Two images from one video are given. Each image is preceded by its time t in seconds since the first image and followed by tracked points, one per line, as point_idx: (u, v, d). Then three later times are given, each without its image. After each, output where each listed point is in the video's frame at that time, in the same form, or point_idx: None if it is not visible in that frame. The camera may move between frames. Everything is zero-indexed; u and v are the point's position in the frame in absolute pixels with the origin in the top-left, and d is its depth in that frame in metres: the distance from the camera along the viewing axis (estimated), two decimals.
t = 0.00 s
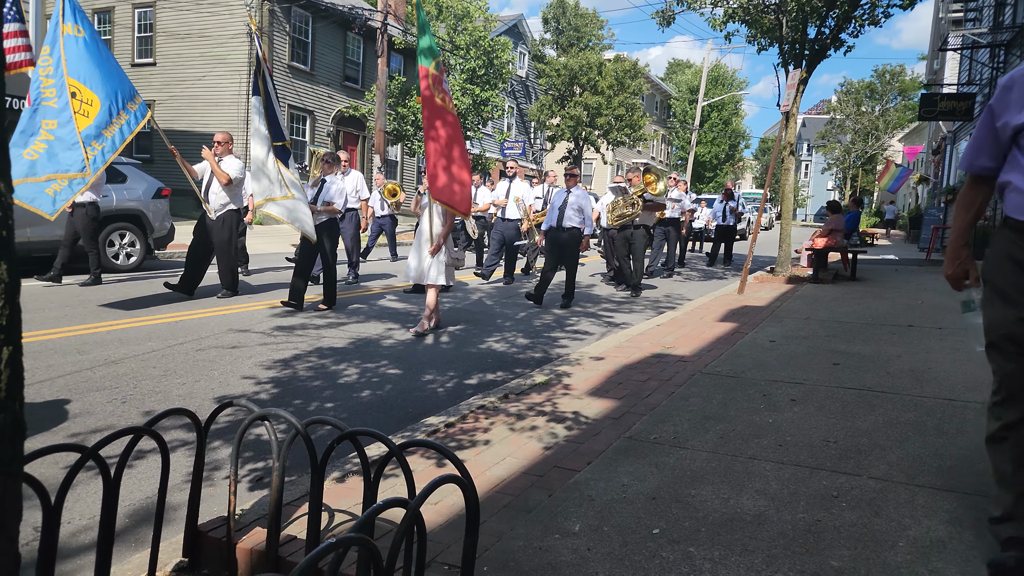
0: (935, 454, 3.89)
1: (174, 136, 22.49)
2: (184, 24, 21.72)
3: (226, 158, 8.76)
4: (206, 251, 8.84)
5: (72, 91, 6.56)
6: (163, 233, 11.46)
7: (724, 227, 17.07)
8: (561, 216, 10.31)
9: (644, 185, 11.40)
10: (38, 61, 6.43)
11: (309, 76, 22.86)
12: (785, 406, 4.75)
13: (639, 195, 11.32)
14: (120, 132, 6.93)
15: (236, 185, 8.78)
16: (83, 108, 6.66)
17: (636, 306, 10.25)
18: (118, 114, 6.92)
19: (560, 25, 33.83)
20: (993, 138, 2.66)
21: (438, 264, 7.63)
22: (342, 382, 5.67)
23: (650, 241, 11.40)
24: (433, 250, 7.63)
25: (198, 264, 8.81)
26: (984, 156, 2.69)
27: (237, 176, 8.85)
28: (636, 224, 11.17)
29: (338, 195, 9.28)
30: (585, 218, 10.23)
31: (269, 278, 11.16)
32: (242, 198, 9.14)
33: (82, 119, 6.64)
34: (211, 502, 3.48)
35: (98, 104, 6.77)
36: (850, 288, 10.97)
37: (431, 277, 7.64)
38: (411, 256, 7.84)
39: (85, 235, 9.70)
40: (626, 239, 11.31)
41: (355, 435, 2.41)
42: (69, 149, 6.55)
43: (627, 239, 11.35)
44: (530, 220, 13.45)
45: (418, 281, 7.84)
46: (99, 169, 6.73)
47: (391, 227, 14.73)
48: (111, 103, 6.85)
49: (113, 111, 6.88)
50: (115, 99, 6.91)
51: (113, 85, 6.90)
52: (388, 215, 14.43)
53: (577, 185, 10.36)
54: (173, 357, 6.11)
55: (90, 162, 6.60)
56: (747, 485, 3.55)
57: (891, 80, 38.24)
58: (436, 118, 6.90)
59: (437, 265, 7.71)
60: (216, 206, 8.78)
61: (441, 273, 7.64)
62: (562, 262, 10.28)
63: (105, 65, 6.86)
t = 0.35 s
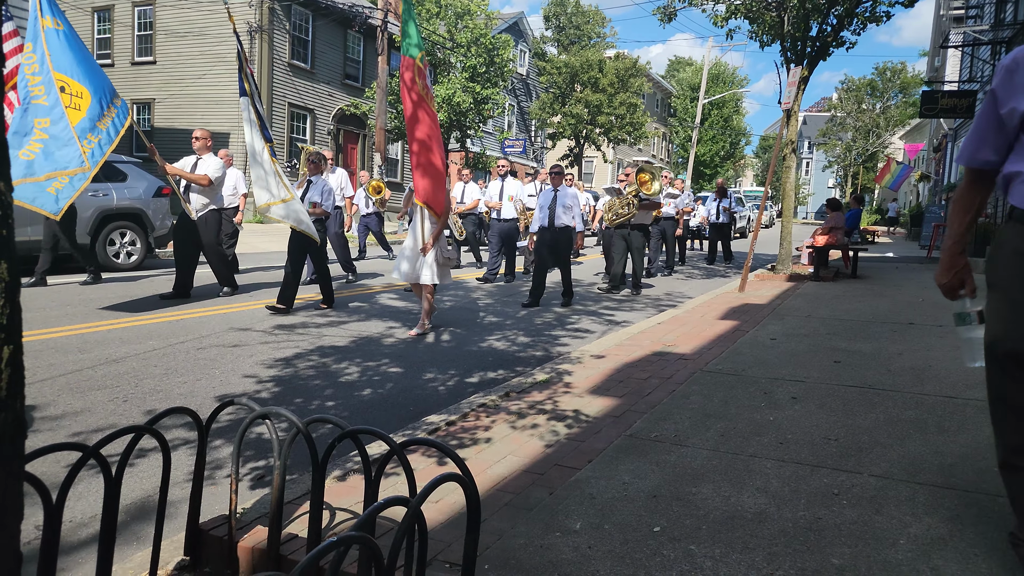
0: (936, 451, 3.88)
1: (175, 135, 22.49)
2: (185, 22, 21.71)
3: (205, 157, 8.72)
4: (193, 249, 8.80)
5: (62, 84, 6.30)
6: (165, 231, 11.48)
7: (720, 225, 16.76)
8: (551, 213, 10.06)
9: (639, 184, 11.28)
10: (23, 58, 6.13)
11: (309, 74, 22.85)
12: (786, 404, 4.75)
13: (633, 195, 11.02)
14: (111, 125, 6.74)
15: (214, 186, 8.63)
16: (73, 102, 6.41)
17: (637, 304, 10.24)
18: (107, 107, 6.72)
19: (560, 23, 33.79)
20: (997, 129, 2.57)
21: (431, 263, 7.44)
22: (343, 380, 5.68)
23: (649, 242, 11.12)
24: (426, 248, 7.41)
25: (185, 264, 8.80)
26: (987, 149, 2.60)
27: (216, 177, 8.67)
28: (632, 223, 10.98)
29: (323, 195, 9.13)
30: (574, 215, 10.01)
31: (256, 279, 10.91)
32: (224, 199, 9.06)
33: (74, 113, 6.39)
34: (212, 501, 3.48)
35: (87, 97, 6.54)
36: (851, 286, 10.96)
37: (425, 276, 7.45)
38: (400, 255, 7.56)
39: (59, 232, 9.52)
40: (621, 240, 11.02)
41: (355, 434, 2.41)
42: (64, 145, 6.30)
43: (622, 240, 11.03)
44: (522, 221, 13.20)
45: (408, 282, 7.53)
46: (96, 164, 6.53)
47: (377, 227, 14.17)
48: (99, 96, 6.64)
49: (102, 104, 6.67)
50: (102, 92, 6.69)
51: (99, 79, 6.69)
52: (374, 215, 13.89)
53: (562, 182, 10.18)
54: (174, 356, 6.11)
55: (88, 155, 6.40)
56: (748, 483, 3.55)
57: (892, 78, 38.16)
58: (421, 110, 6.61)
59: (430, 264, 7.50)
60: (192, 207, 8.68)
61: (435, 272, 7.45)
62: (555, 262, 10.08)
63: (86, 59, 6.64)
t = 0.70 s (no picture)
0: (938, 451, 3.89)
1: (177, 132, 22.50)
2: (187, 20, 21.74)
3: (186, 150, 8.43)
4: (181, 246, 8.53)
5: (51, 67, 5.88)
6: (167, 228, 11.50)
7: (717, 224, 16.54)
8: (539, 211, 9.71)
9: (635, 180, 11.19)
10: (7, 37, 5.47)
11: (312, 72, 22.87)
12: (787, 403, 4.75)
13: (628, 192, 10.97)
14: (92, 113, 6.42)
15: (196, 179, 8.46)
16: (60, 86, 6.03)
17: (639, 303, 10.25)
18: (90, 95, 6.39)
19: (563, 20, 33.75)
20: (1004, 116, 2.55)
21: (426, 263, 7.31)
22: (345, 377, 5.69)
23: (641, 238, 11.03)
24: (419, 249, 7.29)
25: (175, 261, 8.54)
26: (993, 136, 2.58)
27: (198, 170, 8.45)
28: (624, 220, 10.83)
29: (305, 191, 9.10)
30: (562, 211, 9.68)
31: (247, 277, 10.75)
32: (204, 190, 8.92)
33: (61, 98, 6.01)
34: (215, 497, 3.49)
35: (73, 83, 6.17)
36: (853, 285, 10.95)
37: (419, 276, 7.33)
38: (390, 254, 7.36)
39: (43, 232, 9.16)
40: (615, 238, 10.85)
41: (357, 430, 2.42)
42: (51, 129, 5.91)
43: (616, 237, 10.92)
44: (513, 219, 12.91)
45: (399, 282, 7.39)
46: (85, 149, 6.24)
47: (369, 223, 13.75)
48: (84, 83, 6.30)
49: (89, 92, 6.37)
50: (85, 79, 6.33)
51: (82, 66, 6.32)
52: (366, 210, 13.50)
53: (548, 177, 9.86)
54: (177, 353, 6.13)
55: (79, 140, 6.08)
56: (749, 482, 3.56)
57: (896, 76, 38.06)
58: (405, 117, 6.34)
59: (424, 263, 7.39)
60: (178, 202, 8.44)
61: (428, 271, 7.35)
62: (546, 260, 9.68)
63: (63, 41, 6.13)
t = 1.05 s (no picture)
0: (941, 451, 3.89)
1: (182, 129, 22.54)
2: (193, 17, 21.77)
3: (181, 147, 8.33)
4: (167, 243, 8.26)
5: (43, 59, 6.01)
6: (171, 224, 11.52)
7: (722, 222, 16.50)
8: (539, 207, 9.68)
9: (635, 183, 11.11)
10: None
11: (316, 69, 22.91)
12: (790, 403, 4.76)
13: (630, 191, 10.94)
14: (92, 108, 6.49)
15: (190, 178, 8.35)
16: (54, 77, 6.15)
17: (642, 302, 10.24)
18: (90, 88, 6.47)
19: (568, 18, 33.74)
20: None
21: (416, 264, 7.17)
22: (348, 374, 5.70)
23: (639, 237, 10.88)
24: (409, 249, 7.09)
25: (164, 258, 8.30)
26: None
27: (192, 169, 8.32)
28: (625, 220, 10.66)
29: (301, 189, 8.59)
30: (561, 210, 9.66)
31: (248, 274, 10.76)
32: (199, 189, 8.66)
33: (52, 90, 6.13)
34: (218, 492, 3.51)
35: (70, 76, 6.28)
36: (857, 285, 10.94)
37: (410, 276, 7.19)
38: (380, 255, 7.17)
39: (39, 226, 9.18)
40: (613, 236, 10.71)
41: (360, 427, 2.43)
42: (39, 118, 6.11)
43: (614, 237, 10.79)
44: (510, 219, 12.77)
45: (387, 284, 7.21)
46: (75, 143, 6.36)
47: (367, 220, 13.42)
48: (83, 77, 6.38)
49: (84, 84, 6.41)
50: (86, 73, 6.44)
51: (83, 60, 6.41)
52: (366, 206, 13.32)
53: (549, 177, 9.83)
54: (181, 349, 6.15)
55: (66, 133, 6.21)
56: (752, 481, 3.56)
57: (902, 75, 37.99)
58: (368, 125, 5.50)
59: (413, 262, 7.23)
60: (170, 199, 8.21)
61: (418, 271, 7.21)
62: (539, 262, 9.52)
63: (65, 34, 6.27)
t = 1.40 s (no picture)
0: (944, 450, 3.88)
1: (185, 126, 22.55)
2: (196, 15, 21.76)
3: (175, 141, 8.08)
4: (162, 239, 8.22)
5: (33, 44, 5.79)
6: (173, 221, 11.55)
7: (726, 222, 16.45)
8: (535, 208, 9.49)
9: (637, 181, 11.07)
10: None
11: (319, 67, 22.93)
12: (792, 401, 4.75)
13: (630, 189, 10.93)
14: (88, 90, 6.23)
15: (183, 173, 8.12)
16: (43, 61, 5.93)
17: (644, 300, 10.23)
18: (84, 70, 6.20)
19: (571, 16, 33.70)
20: None
21: (398, 259, 6.83)
22: (350, 372, 5.70)
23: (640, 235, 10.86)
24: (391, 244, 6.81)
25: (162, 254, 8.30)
26: None
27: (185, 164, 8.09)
28: (626, 217, 10.63)
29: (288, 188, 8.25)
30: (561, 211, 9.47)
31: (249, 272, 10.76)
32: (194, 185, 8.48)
33: (42, 74, 5.93)
34: (221, 489, 3.52)
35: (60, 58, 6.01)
36: (860, 284, 10.92)
37: (390, 272, 6.84)
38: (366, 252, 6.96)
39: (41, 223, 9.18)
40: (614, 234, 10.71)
41: (362, 425, 2.43)
42: (32, 106, 5.95)
43: (614, 235, 10.76)
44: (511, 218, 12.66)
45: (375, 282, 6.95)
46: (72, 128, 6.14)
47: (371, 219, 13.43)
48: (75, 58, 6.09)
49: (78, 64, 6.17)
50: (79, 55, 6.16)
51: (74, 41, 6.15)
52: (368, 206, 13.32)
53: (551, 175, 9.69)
54: (183, 347, 6.16)
55: (60, 119, 6.01)
56: (754, 480, 3.56)
57: (905, 74, 37.92)
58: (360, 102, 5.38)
59: (397, 259, 6.88)
60: (165, 194, 8.15)
61: (401, 268, 6.84)
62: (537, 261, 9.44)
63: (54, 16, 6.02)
